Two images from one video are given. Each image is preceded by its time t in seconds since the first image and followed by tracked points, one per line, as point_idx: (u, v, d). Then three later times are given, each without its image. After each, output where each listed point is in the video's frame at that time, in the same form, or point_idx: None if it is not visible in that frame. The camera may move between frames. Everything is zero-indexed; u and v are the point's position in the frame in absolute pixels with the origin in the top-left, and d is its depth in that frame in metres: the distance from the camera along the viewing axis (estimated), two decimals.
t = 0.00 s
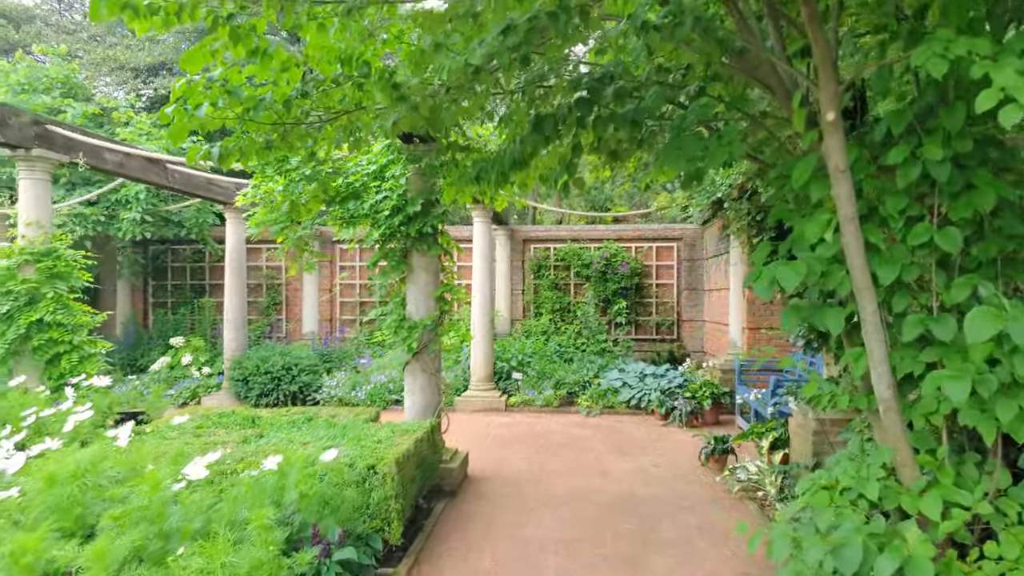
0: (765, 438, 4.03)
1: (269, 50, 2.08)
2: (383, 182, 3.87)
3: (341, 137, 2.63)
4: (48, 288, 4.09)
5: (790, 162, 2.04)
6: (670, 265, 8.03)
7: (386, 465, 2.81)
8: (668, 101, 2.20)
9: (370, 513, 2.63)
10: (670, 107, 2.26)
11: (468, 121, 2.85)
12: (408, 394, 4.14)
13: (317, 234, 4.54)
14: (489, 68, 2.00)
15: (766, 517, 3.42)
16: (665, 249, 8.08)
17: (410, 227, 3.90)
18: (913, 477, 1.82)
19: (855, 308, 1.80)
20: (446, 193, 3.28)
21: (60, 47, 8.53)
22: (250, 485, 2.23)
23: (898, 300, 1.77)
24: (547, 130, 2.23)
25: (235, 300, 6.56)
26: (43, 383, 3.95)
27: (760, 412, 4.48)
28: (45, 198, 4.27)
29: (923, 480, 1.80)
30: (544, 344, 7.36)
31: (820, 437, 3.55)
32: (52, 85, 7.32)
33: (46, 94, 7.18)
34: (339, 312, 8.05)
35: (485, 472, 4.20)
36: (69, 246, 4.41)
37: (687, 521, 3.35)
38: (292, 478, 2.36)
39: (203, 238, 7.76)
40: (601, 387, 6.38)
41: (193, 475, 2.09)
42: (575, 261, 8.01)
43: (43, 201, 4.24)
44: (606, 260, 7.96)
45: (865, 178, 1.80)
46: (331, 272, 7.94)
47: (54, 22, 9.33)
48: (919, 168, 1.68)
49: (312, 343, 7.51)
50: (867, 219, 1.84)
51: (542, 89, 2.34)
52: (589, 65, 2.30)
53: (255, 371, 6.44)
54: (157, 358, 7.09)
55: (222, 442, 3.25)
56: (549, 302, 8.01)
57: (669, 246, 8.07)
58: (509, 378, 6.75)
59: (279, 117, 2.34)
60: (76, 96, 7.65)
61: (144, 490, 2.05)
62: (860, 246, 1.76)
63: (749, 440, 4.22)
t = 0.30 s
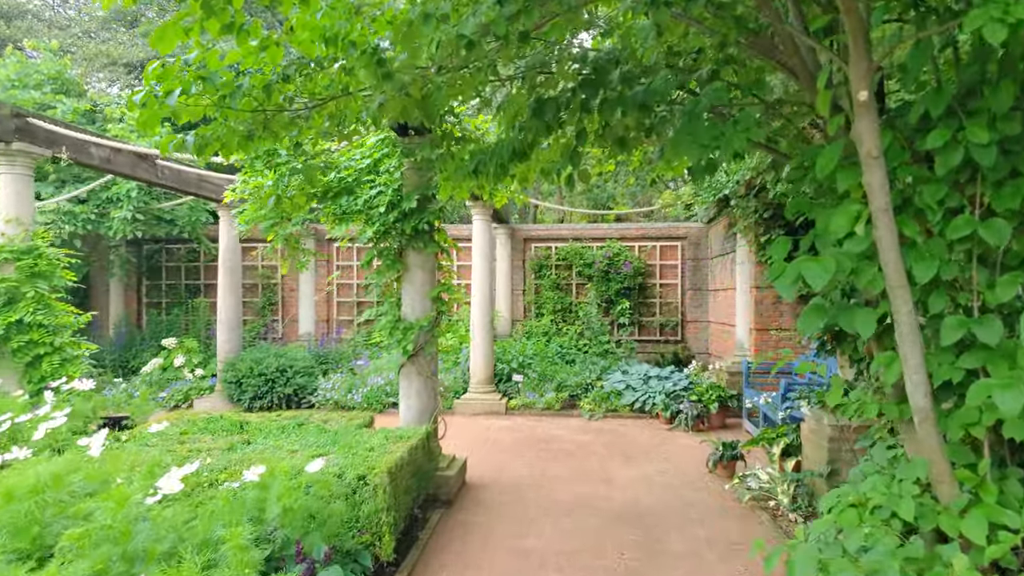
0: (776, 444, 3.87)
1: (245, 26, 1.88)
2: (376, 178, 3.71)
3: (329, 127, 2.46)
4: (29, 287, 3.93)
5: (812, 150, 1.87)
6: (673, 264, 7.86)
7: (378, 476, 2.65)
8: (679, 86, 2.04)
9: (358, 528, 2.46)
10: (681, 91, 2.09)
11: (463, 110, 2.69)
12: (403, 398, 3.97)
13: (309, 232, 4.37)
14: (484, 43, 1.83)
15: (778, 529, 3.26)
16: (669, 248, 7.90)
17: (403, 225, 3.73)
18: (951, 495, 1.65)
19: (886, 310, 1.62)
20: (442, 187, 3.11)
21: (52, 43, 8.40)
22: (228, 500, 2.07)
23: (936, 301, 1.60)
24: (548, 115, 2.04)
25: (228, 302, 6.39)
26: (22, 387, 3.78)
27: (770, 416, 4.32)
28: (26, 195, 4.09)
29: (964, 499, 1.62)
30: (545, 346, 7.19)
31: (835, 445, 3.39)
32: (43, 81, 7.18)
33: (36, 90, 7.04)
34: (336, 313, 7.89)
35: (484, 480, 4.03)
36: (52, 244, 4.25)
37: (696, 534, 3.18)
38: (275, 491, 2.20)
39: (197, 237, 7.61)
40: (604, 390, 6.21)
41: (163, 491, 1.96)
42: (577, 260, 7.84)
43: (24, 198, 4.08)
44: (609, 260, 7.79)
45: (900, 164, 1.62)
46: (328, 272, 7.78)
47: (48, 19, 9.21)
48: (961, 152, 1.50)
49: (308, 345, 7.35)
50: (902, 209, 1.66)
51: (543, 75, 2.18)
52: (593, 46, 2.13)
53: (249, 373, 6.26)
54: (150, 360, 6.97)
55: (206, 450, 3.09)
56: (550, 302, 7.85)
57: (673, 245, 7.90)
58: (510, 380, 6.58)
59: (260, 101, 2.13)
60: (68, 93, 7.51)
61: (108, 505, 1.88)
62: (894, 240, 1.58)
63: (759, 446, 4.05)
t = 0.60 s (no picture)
0: (790, 453, 3.70)
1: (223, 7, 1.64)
2: (372, 174, 3.55)
3: (317, 120, 2.30)
4: (10, 287, 3.77)
5: (842, 138, 1.70)
6: (679, 264, 7.68)
7: (369, 490, 2.48)
8: (694, 69, 1.87)
9: (347, 547, 2.29)
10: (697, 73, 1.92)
11: (461, 99, 2.52)
12: (399, 403, 3.80)
13: (303, 231, 4.21)
14: (481, 16, 1.64)
15: (794, 544, 3.10)
16: (675, 248, 7.72)
17: (399, 223, 3.56)
18: (1002, 520, 1.46)
19: (931, 313, 1.44)
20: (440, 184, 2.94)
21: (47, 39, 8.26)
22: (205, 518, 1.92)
23: (986, 303, 1.42)
24: (553, 99, 1.87)
25: (221, 304, 6.21)
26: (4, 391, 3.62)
27: (783, 421, 4.15)
28: (10, 190, 3.97)
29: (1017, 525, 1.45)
30: (548, 348, 7.03)
31: (852, 454, 3.24)
32: (35, 78, 7.04)
33: (27, 86, 6.89)
34: (334, 314, 7.80)
35: (483, 489, 3.86)
36: (35, 242, 4.09)
37: (708, 551, 3.00)
38: (257, 508, 2.02)
39: (192, 237, 7.45)
40: (608, 394, 6.04)
41: (132, 512, 1.77)
42: (580, 260, 7.67)
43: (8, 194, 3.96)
44: (613, 260, 7.63)
45: (947, 151, 1.44)
46: (326, 272, 7.63)
47: (43, 15, 9.07)
48: (1020, 134, 1.32)
49: (306, 346, 7.19)
50: (947, 200, 1.48)
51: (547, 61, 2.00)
52: (600, 28, 1.97)
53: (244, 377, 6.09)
54: (143, 362, 6.82)
55: (190, 460, 2.93)
56: (553, 303, 7.69)
57: (678, 245, 7.72)
58: (512, 384, 6.41)
59: (238, 82, 1.91)
60: (61, 89, 7.36)
61: (67, 526, 1.71)
62: (942, 234, 1.39)
63: (771, 453, 3.89)
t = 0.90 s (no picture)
0: (807, 459, 3.53)
1: None
2: (367, 167, 3.38)
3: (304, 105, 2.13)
4: None
5: (881, 117, 1.51)
6: (687, 263, 7.50)
7: (361, 503, 2.30)
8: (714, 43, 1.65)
9: (335, 566, 2.12)
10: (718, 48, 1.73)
11: (460, 82, 2.36)
12: (397, 406, 3.63)
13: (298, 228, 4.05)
14: None
15: (813, 557, 2.91)
16: (682, 246, 7.54)
17: (396, 218, 3.40)
18: None
19: (987, 311, 1.25)
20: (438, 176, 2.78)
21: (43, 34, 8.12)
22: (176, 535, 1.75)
23: None
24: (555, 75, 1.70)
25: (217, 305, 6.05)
26: None
27: (799, 426, 3.98)
28: None
29: None
30: (552, 348, 6.85)
31: (875, 462, 3.08)
32: (30, 73, 6.89)
33: (21, 81, 6.74)
34: (336, 314, 7.65)
35: (484, 497, 3.69)
36: (19, 239, 3.92)
37: (723, 566, 2.81)
38: (236, 526, 1.85)
39: (189, 236, 7.29)
40: (615, 396, 5.86)
41: (97, 531, 1.60)
42: (586, 259, 7.50)
43: None
44: (619, 258, 7.45)
45: (1009, 126, 1.25)
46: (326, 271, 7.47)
47: (40, 11, 8.94)
48: None
49: (305, 347, 7.04)
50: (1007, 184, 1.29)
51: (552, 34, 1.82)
52: None
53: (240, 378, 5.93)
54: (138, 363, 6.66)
55: (173, 469, 2.76)
56: (558, 303, 7.52)
57: (686, 243, 7.54)
58: (515, 386, 6.24)
59: (212, 58, 1.73)
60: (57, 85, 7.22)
61: (20, 549, 1.54)
62: (1002, 220, 1.19)
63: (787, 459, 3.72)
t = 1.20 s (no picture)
0: (829, 470, 3.31)
1: None
2: (360, 159, 3.18)
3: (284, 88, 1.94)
4: None
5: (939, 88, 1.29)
6: (696, 263, 7.29)
7: (348, 523, 2.10)
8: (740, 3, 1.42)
9: None
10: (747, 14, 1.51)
11: (457, 64, 2.17)
12: (393, 412, 3.44)
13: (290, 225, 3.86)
14: None
15: None
16: (692, 245, 7.33)
17: (392, 214, 3.20)
18: None
19: None
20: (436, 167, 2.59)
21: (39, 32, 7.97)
22: (137, 557, 1.57)
23: None
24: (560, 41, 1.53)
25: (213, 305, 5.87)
26: None
27: (818, 433, 3.77)
28: None
29: None
30: (558, 350, 6.65)
31: (903, 474, 2.87)
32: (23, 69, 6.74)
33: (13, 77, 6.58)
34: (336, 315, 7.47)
35: (485, 510, 3.48)
36: None
37: None
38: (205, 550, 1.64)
39: (185, 235, 7.12)
40: (622, 401, 5.66)
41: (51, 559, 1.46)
42: (592, 258, 7.29)
43: None
44: (627, 257, 7.24)
45: None
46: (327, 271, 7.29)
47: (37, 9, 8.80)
48: None
49: (304, 348, 6.86)
50: None
51: None
52: None
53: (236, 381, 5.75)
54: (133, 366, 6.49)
55: (151, 482, 2.58)
56: (564, 303, 7.32)
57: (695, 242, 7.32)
58: (520, 389, 6.04)
59: (173, 29, 1.55)
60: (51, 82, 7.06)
61: None
62: None
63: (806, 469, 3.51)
